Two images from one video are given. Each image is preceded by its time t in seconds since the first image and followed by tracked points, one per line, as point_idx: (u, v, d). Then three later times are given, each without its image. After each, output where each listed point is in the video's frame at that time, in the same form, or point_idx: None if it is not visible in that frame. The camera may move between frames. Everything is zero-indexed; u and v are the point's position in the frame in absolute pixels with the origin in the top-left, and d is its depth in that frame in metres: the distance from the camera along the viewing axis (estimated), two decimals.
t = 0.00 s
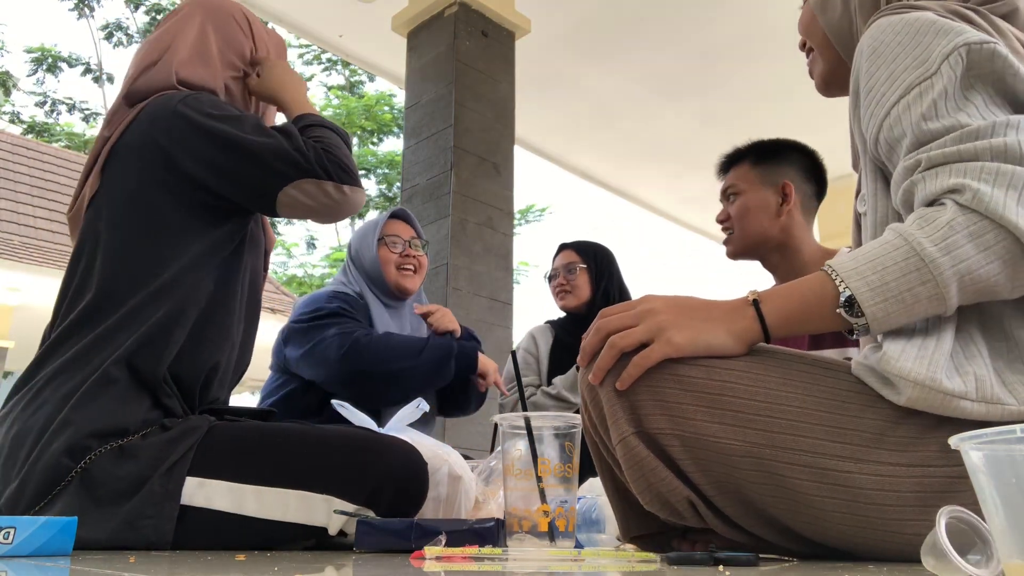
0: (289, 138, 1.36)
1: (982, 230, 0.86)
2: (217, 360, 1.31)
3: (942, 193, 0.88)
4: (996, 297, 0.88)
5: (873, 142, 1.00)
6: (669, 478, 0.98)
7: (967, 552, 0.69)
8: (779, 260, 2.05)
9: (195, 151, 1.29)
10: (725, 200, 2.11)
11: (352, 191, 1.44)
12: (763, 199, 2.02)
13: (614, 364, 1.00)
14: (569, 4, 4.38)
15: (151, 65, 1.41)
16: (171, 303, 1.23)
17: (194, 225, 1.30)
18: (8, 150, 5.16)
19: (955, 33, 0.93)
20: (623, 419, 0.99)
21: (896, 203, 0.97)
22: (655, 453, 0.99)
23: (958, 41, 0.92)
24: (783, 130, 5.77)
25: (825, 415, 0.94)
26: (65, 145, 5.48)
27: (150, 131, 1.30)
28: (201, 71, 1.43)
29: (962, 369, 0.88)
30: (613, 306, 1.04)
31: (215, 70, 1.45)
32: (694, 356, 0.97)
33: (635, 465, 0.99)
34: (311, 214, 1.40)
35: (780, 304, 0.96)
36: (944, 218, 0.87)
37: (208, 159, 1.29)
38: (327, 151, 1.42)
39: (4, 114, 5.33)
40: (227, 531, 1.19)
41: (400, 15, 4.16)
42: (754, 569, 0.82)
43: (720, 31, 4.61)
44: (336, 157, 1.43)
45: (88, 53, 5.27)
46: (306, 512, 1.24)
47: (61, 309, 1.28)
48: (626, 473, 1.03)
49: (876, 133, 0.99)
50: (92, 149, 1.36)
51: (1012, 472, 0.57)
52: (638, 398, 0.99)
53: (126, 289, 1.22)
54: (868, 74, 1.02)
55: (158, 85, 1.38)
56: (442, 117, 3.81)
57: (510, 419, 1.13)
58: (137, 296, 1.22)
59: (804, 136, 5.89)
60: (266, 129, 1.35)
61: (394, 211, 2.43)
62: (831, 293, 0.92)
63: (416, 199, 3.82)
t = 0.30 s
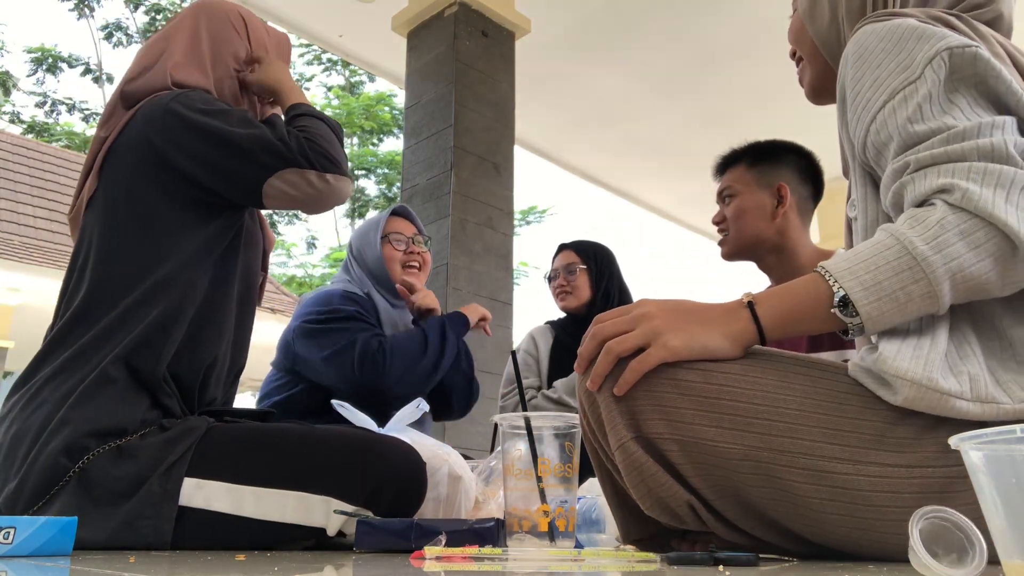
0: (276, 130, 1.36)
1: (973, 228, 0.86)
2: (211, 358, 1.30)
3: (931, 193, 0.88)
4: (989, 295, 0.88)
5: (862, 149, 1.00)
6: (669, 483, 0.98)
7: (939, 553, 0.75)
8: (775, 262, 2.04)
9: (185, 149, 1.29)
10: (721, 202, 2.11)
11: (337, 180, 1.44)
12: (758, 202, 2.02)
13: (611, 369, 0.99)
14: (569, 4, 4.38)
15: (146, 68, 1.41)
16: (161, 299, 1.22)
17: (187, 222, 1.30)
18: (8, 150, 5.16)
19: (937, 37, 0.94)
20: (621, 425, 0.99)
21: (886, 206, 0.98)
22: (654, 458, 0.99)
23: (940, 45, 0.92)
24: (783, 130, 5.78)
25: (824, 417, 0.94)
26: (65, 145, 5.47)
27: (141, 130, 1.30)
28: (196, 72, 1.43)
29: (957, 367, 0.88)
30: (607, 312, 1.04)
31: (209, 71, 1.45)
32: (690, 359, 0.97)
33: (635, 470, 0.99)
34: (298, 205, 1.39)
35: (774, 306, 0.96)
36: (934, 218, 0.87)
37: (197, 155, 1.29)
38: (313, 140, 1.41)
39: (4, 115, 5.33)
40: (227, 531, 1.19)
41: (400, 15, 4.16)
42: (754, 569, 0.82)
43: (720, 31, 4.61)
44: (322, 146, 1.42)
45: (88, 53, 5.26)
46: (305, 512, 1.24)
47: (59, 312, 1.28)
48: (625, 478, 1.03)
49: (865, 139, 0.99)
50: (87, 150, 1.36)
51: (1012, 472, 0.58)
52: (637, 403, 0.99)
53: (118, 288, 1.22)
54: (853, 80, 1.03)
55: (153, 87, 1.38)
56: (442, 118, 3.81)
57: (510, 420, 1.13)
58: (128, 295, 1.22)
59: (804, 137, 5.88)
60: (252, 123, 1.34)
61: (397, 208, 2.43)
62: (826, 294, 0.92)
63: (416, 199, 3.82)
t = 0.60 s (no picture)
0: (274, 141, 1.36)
1: (981, 248, 0.86)
2: (210, 362, 1.30)
3: (941, 212, 0.88)
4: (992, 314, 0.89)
5: (864, 160, 1.00)
6: (669, 484, 0.99)
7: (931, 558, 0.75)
8: (773, 265, 2.06)
9: (183, 153, 1.29)
10: (721, 205, 2.11)
11: (332, 194, 1.43)
12: (758, 205, 2.02)
13: (612, 373, 1.00)
14: (568, 4, 4.38)
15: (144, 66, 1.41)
16: (158, 305, 1.22)
17: (185, 226, 1.29)
18: (8, 150, 5.15)
19: (942, 51, 0.93)
20: (622, 427, 0.99)
21: (891, 220, 0.97)
22: (655, 460, 0.99)
23: (947, 59, 0.92)
24: (783, 129, 5.78)
25: (824, 418, 0.94)
26: (65, 145, 5.46)
27: (139, 132, 1.30)
28: (194, 72, 1.42)
29: (962, 373, 0.88)
30: (608, 314, 1.03)
31: (207, 70, 1.45)
32: (692, 361, 0.97)
33: (635, 471, 0.99)
34: (294, 216, 1.39)
35: (779, 312, 0.95)
36: (943, 236, 0.87)
37: (195, 161, 1.29)
38: (310, 153, 1.41)
39: (4, 115, 5.32)
40: (227, 531, 1.19)
41: (400, 15, 4.16)
42: (754, 569, 0.82)
43: (720, 31, 4.61)
44: (318, 159, 1.41)
45: (88, 53, 5.26)
46: (306, 512, 1.24)
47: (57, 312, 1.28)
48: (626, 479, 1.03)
49: (868, 151, 0.99)
50: (82, 152, 1.35)
51: (1012, 473, 0.58)
52: (638, 405, 0.99)
53: (117, 291, 1.22)
54: (856, 91, 1.02)
55: (150, 85, 1.38)
56: (442, 118, 3.81)
57: (510, 420, 1.13)
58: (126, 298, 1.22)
59: (805, 136, 5.88)
60: (250, 131, 1.34)
61: (404, 221, 2.43)
62: (831, 303, 0.92)
63: (416, 199, 3.82)
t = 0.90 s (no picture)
0: (270, 143, 1.35)
1: (978, 247, 0.86)
2: (208, 362, 1.30)
3: (939, 210, 0.88)
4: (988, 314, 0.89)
5: (863, 157, 1.00)
6: (668, 485, 0.99)
7: (926, 557, 0.75)
8: (771, 263, 2.05)
9: (179, 153, 1.29)
10: (721, 202, 2.11)
11: (326, 197, 1.42)
12: (757, 202, 2.02)
13: (609, 375, 1.00)
14: (568, 4, 4.37)
15: (139, 63, 1.41)
16: (155, 306, 1.22)
17: (181, 227, 1.29)
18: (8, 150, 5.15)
19: (940, 47, 0.93)
20: (619, 428, 0.99)
21: (889, 217, 0.97)
22: (653, 460, 0.99)
23: (945, 55, 0.92)
24: (783, 129, 5.78)
25: (821, 419, 0.94)
26: (65, 145, 5.44)
27: (135, 133, 1.30)
28: (190, 71, 1.42)
29: (960, 377, 0.88)
30: (605, 316, 1.03)
31: (203, 69, 1.45)
32: (689, 363, 0.97)
33: (633, 472, 0.99)
34: (288, 219, 1.38)
35: (774, 312, 0.95)
36: (940, 234, 0.87)
37: (191, 162, 1.29)
38: (307, 156, 1.40)
39: (4, 115, 5.29)
40: (228, 531, 1.19)
41: (400, 15, 4.16)
42: (753, 568, 0.82)
43: (720, 31, 4.61)
44: (315, 161, 1.40)
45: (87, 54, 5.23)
46: (306, 512, 1.25)
47: (54, 312, 1.28)
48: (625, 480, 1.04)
49: (866, 148, 0.99)
50: (75, 152, 1.35)
51: (1012, 473, 0.57)
52: (636, 407, 0.99)
53: (112, 292, 1.22)
54: (854, 87, 1.02)
55: (145, 83, 1.38)
56: (442, 118, 3.81)
57: (510, 420, 1.13)
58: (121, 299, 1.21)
59: (805, 136, 5.88)
60: (246, 133, 1.34)
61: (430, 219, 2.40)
62: (826, 303, 0.92)
63: (416, 199, 3.82)
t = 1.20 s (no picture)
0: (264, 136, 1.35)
1: (969, 242, 0.86)
2: (207, 360, 1.30)
3: (933, 203, 0.88)
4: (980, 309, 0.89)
5: (864, 149, 1.01)
6: (663, 482, 0.99)
7: (931, 557, 0.75)
8: (792, 257, 2.04)
9: (175, 150, 1.29)
10: (740, 197, 2.09)
11: (323, 188, 1.42)
12: (780, 197, 2.00)
13: (607, 371, 0.99)
14: (569, 4, 4.37)
15: (129, 65, 1.42)
16: (152, 303, 1.22)
17: (177, 224, 1.29)
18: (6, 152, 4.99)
19: (944, 40, 0.93)
20: (616, 424, 0.99)
21: (886, 209, 0.98)
22: (648, 457, 0.99)
23: (946, 48, 0.92)
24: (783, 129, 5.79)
25: (815, 414, 0.94)
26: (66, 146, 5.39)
27: (129, 132, 1.30)
28: (179, 72, 1.43)
29: (941, 379, 0.89)
30: (604, 313, 1.03)
31: (192, 69, 1.45)
32: (686, 360, 0.97)
33: (628, 469, 0.99)
34: (286, 211, 1.37)
35: (769, 311, 0.96)
36: (933, 229, 0.87)
37: (186, 158, 1.29)
38: (303, 148, 1.39)
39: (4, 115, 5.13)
40: (228, 531, 1.19)
41: (400, 15, 4.16)
42: (752, 569, 0.82)
43: (721, 31, 4.61)
44: (310, 154, 1.40)
45: (87, 53, 5.16)
46: (305, 512, 1.25)
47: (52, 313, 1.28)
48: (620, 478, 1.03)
49: (867, 140, 1.00)
50: (67, 152, 1.35)
51: (1012, 472, 0.58)
52: (632, 403, 0.98)
53: (109, 290, 1.22)
54: (859, 78, 1.03)
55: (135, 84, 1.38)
56: (442, 118, 3.81)
57: (509, 419, 1.13)
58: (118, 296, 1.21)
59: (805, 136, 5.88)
60: (241, 127, 1.34)
61: (421, 223, 2.45)
62: (819, 303, 0.92)
63: (416, 199, 3.82)
